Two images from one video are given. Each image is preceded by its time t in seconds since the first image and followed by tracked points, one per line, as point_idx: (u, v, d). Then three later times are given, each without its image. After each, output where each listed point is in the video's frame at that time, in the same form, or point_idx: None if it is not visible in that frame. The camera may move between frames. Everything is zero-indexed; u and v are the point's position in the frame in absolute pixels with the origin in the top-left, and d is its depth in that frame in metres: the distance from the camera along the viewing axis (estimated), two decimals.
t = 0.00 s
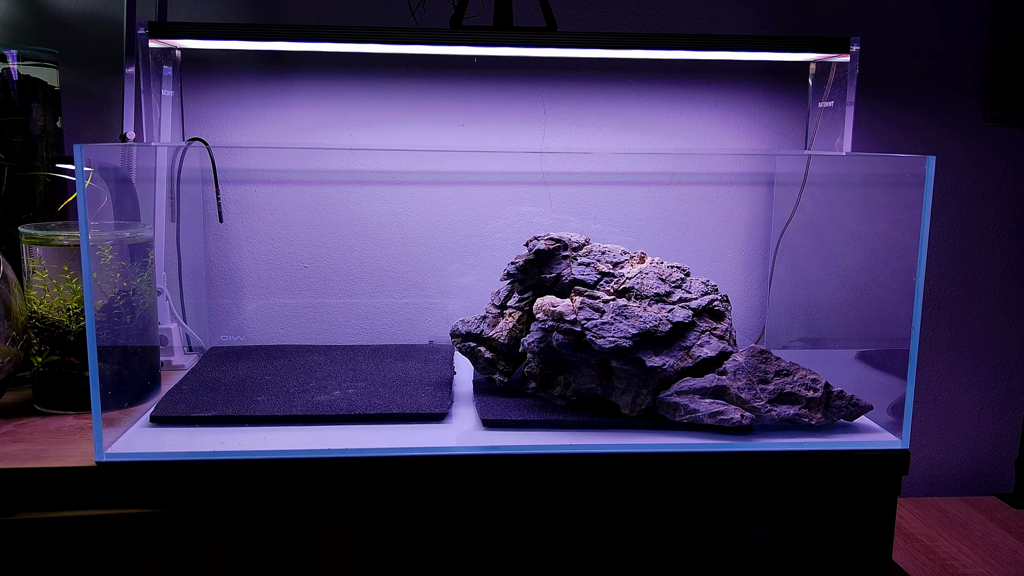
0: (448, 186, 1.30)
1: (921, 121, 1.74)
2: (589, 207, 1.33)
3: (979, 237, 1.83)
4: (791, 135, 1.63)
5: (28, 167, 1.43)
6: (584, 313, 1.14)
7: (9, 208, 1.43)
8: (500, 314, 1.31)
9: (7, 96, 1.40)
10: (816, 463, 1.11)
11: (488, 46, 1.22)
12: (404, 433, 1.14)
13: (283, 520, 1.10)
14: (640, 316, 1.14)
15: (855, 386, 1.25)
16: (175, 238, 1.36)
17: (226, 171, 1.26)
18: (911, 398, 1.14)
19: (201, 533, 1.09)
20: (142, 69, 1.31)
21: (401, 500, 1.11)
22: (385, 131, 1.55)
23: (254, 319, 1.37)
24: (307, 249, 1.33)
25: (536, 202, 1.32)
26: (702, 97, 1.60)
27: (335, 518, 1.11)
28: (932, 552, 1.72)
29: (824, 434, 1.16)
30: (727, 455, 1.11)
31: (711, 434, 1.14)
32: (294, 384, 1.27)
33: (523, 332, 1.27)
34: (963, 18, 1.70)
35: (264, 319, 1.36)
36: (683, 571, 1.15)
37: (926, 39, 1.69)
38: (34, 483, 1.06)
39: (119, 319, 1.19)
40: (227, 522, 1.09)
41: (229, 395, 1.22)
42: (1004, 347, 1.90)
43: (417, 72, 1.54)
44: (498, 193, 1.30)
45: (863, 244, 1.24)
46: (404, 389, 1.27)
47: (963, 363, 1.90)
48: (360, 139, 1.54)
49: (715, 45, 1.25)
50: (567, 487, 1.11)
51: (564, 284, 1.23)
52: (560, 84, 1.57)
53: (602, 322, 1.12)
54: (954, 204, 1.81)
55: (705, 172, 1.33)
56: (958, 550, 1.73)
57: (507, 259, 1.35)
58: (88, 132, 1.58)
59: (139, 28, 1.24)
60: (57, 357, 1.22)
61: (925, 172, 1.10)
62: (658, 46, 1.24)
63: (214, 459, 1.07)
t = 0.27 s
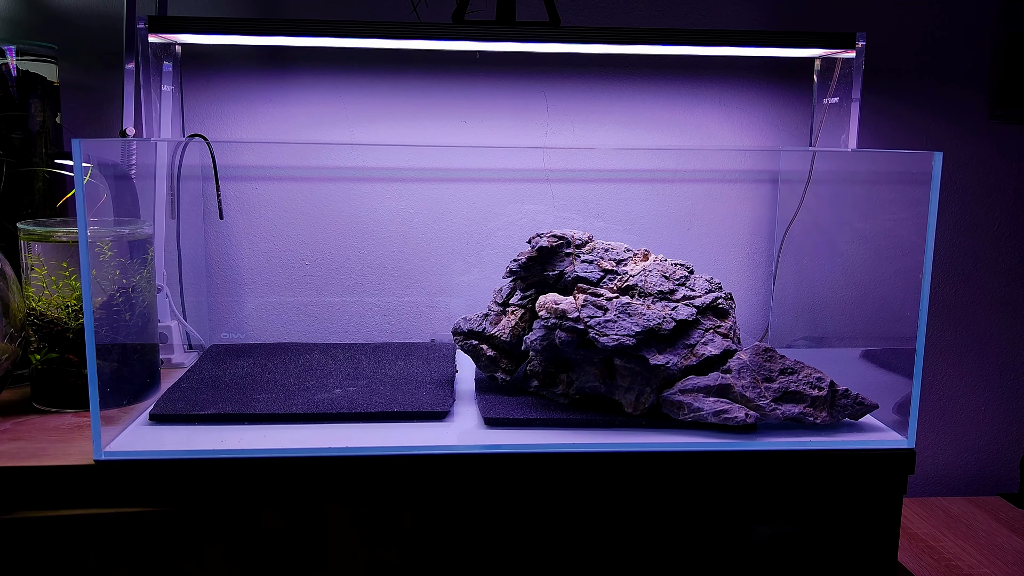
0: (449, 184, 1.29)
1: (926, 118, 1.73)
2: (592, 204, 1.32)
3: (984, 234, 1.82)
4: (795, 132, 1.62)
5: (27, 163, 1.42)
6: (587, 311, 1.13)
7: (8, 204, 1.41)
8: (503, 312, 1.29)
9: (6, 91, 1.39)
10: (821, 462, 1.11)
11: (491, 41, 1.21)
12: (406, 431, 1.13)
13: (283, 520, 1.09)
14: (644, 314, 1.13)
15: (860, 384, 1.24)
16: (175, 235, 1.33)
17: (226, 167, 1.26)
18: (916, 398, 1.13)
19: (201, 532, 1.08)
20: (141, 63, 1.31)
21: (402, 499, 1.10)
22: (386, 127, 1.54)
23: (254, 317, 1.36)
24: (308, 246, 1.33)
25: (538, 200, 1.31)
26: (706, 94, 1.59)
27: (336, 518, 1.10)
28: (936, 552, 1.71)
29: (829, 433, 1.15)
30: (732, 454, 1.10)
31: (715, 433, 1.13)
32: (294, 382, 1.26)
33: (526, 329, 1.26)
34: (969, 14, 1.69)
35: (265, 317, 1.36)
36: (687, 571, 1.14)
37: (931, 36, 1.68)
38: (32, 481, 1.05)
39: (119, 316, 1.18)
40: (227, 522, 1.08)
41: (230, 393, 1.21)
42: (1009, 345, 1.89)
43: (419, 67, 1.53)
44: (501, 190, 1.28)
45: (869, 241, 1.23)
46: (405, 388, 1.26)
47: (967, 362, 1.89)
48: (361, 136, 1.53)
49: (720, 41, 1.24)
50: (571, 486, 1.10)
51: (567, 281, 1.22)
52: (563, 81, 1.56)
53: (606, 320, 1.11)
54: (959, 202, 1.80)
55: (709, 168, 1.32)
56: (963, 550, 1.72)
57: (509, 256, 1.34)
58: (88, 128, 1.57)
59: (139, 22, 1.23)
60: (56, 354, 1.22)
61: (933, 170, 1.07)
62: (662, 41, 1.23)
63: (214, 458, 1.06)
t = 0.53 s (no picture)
0: (452, 182, 1.29)
1: (929, 117, 1.73)
2: (594, 204, 1.32)
3: (986, 234, 1.82)
4: (798, 131, 1.62)
5: (30, 161, 1.42)
6: (590, 310, 1.13)
7: (11, 202, 1.42)
8: (505, 311, 1.30)
9: (9, 90, 1.40)
10: (824, 461, 1.10)
11: (494, 40, 1.21)
12: (409, 430, 1.13)
13: (286, 518, 1.09)
14: (647, 312, 1.13)
15: (863, 383, 1.24)
16: (177, 233, 1.33)
17: (229, 166, 1.26)
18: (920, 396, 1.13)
19: (204, 531, 1.08)
20: (144, 61, 1.31)
21: (405, 498, 1.10)
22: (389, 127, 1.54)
23: (257, 316, 1.36)
24: (311, 245, 1.33)
25: (541, 199, 1.31)
26: (709, 93, 1.59)
27: (339, 517, 1.10)
28: (939, 551, 1.71)
29: (833, 432, 1.15)
30: (735, 453, 1.10)
31: (718, 432, 1.13)
32: (297, 381, 1.26)
33: (529, 329, 1.26)
34: (972, 13, 1.69)
35: (268, 316, 1.36)
36: (690, 570, 1.14)
37: (934, 35, 1.68)
38: (36, 479, 1.05)
39: (122, 315, 1.18)
40: (230, 520, 1.08)
41: (233, 392, 1.22)
42: (1012, 345, 1.88)
43: (422, 66, 1.53)
44: (503, 189, 1.28)
45: (872, 240, 1.23)
46: (408, 386, 1.26)
47: (970, 361, 1.89)
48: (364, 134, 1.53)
49: (723, 39, 1.24)
50: (575, 485, 1.10)
51: (570, 280, 1.22)
52: (566, 79, 1.56)
53: (609, 319, 1.11)
54: (962, 201, 1.80)
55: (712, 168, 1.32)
56: (966, 550, 1.71)
57: (512, 255, 1.34)
58: (91, 127, 1.57)
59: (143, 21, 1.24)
60: (59, 353, 1.22)
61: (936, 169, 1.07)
62: (666, 40, 1.23)
63: (218, 457, 1.06)
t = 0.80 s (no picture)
0: (454, 182, 1.29)
1: (930, 116, 1.73)
2: (596, 204, 1.32)
3: (988, 233, 1.82)
4: (800, 131, 1.62)
5: (35, 161, 1.43)
6: (593, 309, 1.13)
7: (16, 202, 1.42)
8: (508, 311, 1.31)
9: (13, 90, 1.40)
10: (827, 459, 1.11)
11: (496, 40, 1.22)
12: (412, 429, 1.14)
13: (290, 517, 1.10)
14: (649, 311, 1.13)
15: (865, 382, 1.25)
16: (181, 233, 1.33)
17: (232, 166, 1.25)
18: (921, 393, 1.14)
19: (209, 528, 1.09)
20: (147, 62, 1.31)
21: (408, 496, 1.10)
22: (391, 127, 1.55)
23: (260, 316, 1.36)
24: (313, 244, 1.33)
25: (542, 199, 1.31)
26: (711, 92, 1.59)
27: (342, 515, 1.10)
28: (941, 549, 1.72)
29: (835, 431, 1.15)
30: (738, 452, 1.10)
31: (721, 431, 1.14)
32: (301, 380, 1.26)
33: (531, 328, 1.27)
34: (974, 12, 1.69)
35: (271, 315, 1.36)
36: (693, 568, 1.15)
37: (936, 34, 1.68)
38: (40, 477, 1.05)
39: (126, 314, 1.19)
40: (234, 519, 1.09)
41: (237, 391, 1.22)
42: (1014, 344, 1.89)
43: (425, 66, 1.54)
44: (505, 189, 1.28)
45: (874, 239, 1.24)
46: (411, 385, 1.27)
47: (972, 360, 1.89)
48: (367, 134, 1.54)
49: (725, 39, 1.24)
50: (577, 483, 1.10)
51: (572, 279, 1.23)
52: (568, 79, 1.56)
53: (611, 318, 1.12)
54: (963, 200, 1.80)
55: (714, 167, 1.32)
56: (968, 548, 1.72)
57: (514, 255, 1.34)
58: (94, 127, 1.58)
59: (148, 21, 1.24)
60: (63, 352, 1.22)
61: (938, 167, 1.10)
62: (668, 40, 1.23)
63: (221, 455, 1.07)
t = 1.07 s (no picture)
0: (453, 180, 1.29)
1: (931, 114, 1.72)
2: (596, 202, 1.32)
3: (989, 231, 1.82)
4: (800, 128, 1.62)
5: (31, 159, 1.42)
6: (591, 308, 1.13)
7: (13, 200, 1.42)
8: (507, 309, 1.30)
9: (10, 88, 1.39)
10: (826, 458, 1.10)
11: (495, 37, 1.21)
12: (410, 427, 1.13)
13: (288, 516, 1.09)
14: (648, 310, 1.13)
15: (865, 381, 1.24)
16: (179, 231, 1.34)
17: (230, 164, 1.25)
18: (922, 392, 1.14)
19: (207, 527, 1.08)
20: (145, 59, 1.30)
21: (406, 494, 1.10)
22: (390, 125, 1.54)
23: (258, 314, 1.36)
24: (312, 242, 1.32)
25: (541, 197, 1.31)
26: (711, 90, 1.59)
27: (340, 514, 1.10)
28: (940, 548, 1.71)
29: (835, 429, 1.15)
30: (737, 450, 1.10)
31: (720, 429, 1.13)
32: (299, 378, 1.26)
33: (530, 326, 1.26)
34: (975, 9, 1.68)
35: (269, 314, 1.35)
36: (692, 567, 1.15)
37: (937, 31, 1.68)
38: (37, 477, 1.05)
39: (124, 312, 1.19)
40: (231, 518, 1.08)
41: (235, 390, 1.21)
42: (1014, 342, 1.88)
43: (423, 64, 1.53)
44: (503, 187, 1.29)
45: (874, 237, 1.23)
46: (410, 384, 1.26)
47: (972, 358, 1.88)
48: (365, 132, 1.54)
49: (725, 37, 1.24)
50: (575, 482, 1.10)
51: (571, 277, 1.22)
52: (567, 77, 1.55)
53: (610, 316, 1.11)
54: (964, 198, 1.79)
55: (713, 165, 1.32)
56: (968, 547, 1.71)
57: (513, 253, 1.34)
58: (92, 125, 1.57)
59: (145, 18, 1.24)
60: (61, 350, 1.22)
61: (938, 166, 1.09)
62: (667, 37, 1.23)
63: (219, 454, 1.06)
